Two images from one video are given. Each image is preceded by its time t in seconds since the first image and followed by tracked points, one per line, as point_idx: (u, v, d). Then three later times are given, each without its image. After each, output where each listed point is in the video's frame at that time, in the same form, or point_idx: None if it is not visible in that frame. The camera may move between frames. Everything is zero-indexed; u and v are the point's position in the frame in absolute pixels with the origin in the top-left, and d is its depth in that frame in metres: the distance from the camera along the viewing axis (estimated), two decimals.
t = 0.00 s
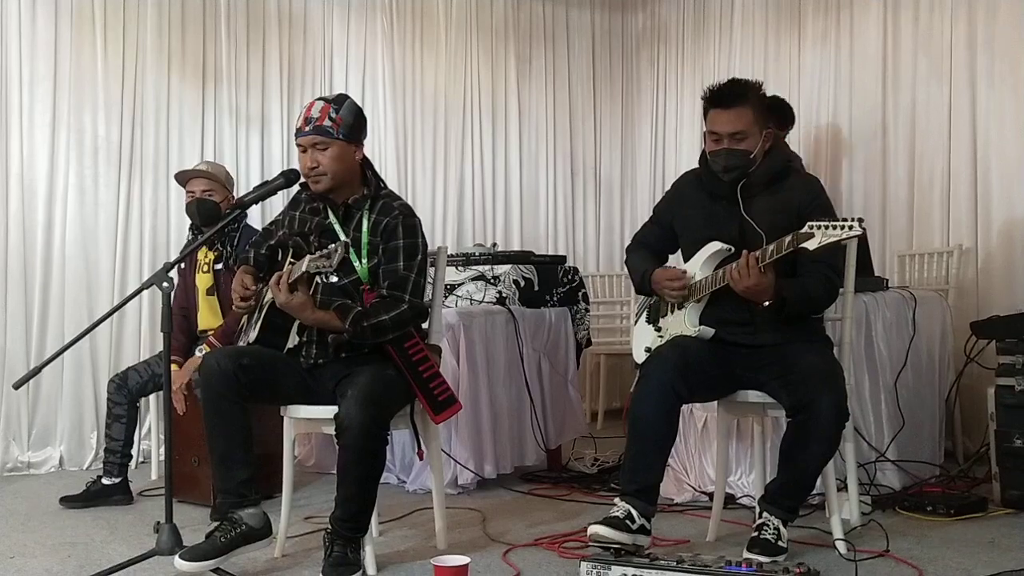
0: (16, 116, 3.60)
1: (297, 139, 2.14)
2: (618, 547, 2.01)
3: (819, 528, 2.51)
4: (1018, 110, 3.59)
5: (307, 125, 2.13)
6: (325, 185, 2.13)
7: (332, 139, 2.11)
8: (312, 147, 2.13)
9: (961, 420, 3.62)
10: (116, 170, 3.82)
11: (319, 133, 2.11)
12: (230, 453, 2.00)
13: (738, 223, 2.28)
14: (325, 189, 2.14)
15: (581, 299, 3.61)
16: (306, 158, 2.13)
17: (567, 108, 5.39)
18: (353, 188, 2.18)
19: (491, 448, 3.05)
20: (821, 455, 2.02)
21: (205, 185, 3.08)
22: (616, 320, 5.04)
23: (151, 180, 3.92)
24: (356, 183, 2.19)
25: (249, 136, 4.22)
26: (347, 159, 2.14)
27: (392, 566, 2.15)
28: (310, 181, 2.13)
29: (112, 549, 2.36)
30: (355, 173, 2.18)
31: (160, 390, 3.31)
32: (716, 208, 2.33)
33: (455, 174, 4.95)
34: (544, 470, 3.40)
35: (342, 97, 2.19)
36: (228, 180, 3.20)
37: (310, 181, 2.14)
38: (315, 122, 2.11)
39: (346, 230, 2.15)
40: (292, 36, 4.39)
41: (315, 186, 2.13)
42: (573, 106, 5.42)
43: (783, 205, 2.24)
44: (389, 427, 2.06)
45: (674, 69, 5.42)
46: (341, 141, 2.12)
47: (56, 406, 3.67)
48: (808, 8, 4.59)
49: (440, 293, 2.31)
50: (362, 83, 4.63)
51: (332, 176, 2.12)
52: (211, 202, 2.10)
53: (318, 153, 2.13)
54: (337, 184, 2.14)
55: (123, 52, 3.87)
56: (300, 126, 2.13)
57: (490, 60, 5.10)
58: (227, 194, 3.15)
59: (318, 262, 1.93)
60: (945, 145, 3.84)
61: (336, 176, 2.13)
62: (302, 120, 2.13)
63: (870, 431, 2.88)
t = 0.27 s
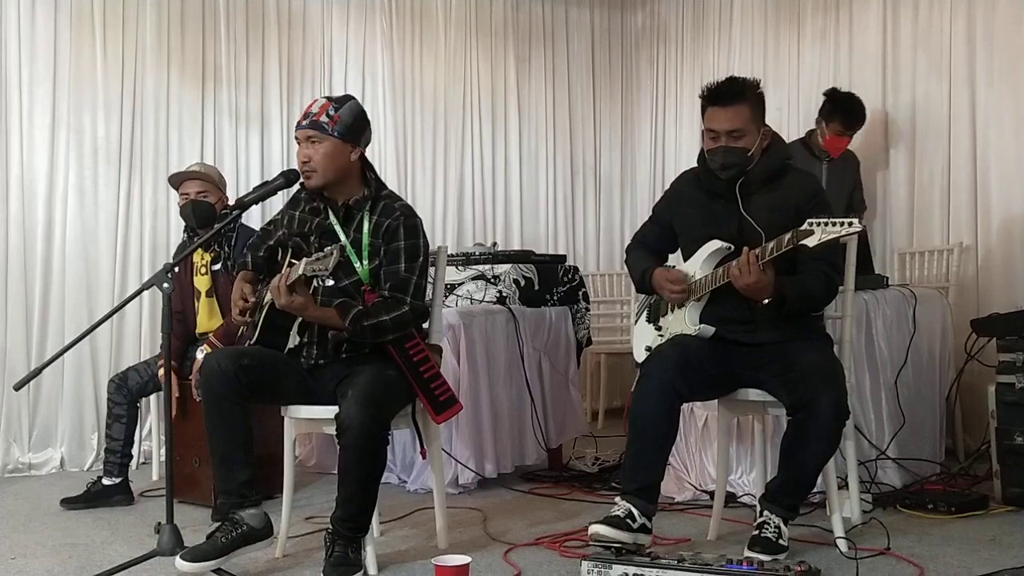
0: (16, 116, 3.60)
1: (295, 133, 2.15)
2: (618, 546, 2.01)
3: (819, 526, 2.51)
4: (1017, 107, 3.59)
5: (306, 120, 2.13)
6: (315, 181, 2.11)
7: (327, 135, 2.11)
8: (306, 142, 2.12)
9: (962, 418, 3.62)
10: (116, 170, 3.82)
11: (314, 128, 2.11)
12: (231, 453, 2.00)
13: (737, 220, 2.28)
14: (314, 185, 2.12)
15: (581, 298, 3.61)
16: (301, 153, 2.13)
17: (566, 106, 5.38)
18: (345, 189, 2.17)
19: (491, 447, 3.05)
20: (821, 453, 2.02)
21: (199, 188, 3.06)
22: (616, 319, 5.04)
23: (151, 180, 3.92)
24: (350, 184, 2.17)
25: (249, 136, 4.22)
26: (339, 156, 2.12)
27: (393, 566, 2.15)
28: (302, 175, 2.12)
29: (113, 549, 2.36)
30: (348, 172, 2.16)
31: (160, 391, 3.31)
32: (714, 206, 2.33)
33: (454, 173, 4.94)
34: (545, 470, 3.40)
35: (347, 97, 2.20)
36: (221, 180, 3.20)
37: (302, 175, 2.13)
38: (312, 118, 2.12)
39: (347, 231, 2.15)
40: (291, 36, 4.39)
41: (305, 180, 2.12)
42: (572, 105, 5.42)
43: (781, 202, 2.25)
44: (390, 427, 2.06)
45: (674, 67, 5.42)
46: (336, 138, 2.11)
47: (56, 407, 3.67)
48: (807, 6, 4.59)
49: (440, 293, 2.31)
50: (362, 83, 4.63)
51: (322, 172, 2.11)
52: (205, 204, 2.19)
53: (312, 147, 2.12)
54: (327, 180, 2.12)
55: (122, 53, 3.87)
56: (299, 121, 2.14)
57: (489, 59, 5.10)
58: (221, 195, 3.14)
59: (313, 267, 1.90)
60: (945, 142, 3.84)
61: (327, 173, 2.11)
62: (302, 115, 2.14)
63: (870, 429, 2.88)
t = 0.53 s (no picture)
0: (14, 116, 3.60)
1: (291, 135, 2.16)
2: (618, 546, 2.01)
3: (818, 525, 2.51)
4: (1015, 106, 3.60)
5: (301, 121, 2.14)
6: (310, 183, 2.11)
7: (321, 136, 2.10)
8: (301, 143, 2.12)
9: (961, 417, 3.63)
10: (114, 170, 3.82)
11: (309, 129, 2.11)
12: (230, 454, 2.00)
13: (736, 220, 2.28)
14: (311, 186, 2.12)
15: (579, 298, 3.61)
16: (296, 155, 2.14)
17: (565, 106, 5.38)
18: (341, 189, 2.16)
19: (491, 447, 3.05)
20: (820, 452, 2.02)
21: (193, 193, 3.07)
22: (615, 318, 5.05)
23: (149, 180, 3.92)
24: (346, 184, 2.17)
25: (247, 136, 4.22)
26: (334, 157, 2.12)
27: (392, 566, 2.15)
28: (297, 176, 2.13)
29: (113, 550, 2.36)
30: (344, 174, 2.15)
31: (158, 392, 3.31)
32: (712, 206, 2.33)
33: (453, 173, 4.94)
34: (544, 470, 3.40)
35: (343, 98, 2.20)
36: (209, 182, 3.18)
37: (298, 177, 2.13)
38: (307, 119, 2.12)
39: (344, 231, 2.14)
40: (289, 36, 4.38)
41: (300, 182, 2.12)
42: (570, 105, 5.42)
43: (779, 201, 2.25)
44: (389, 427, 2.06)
45: (672, 67, 5.42)
46: (330, 139, 2.11)
47: (55, 408, 3.67)
48: (805, 6, 4.59)
49: (439, 293, 2.32)
50: (360, 83, 4.63)
51: (317, 173, 2.11)
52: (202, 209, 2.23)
53: (307, 149, 2.12)
54: (323, 182, 2.12)
55: (120, 53, 3.86)
56: (295, 122, 2.15)
57: (487, 59, 5.10)
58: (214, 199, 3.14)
59: (311, 269, 1.89)
60: (943, 142, 3.84)
61: (322, 175, 2.11)
62: (297, 116, 2.15)
63: (869, 428, 2.89)
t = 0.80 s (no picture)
0: (14, 115, 3.60)
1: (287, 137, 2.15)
2: (617, 545, 2.01)
3: (818, 525, 2.51)
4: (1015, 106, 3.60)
5: (296, 123, 2.13)
6: (308, 186, 2.11)
7: (317, 139, 2.10)
8: (297, 146, 2.12)
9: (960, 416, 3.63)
10: (114, 170, 3.82)
11: (304, 132, 2.10)
12: (230, 453, 2.00)
13: (736, 220, 2.28)
14: (308, 189, 2.12)
15: (579, 297, 3.60)
16: (293, 158, 2.13)
17: (565, 105, 5.38)
18: (339, 190, 2.16)
19: (491, 447, 3.05)
20: (819, 452, 2.02)
21: (194, 194, 3.07)
22: (615, 318, 5.05)
23: (149, 180, 3.92)
24: (343, 185, 2.16)
25: (247, 135, 4.22)
26: (330, 159, 2.11)
27: (392, 566, 2.14)
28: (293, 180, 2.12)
29: (112, 550, 2.36)
30: (341, 175, 2.15)
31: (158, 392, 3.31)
32: (712, 206, 2.33)
33: (453, 172, 4.94)
34: (544, 469, 3.40)
35: (338, 98, 2.19)
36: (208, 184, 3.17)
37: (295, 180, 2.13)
38: (302, 121, 2.11)
39: (343, 229, 2.15)
40: (289, 36, 4.38)
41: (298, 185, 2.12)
42: (571, 104, 5.42)
43: (779, 201, 2.25)
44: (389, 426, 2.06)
45: (672, 66, 5.41)
46: (326, 141, 2.10)
47: (54, 407, 3.67)
48: (805, 5, 4.59)
49: (439, 292, 2.32)
50: (360, 82, 4.63)
51: (315, 175, 2.11)
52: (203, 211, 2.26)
53: (303, 151, 2.11)
54: (320, 184, 2.12)
55: (120, 52, 3.86)
56: (290, 125, 2.14)
57: (487, 58, 5.10)
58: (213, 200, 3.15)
59: (313, 269, 1.88)
60: (943, 141, 3.84)
61: (319, 178, 2.11)
62: (293, 118, 2.14)
63: (869, 428, 2.88)
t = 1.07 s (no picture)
0: (16, 115, 3.61)
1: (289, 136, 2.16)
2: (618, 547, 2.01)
3: (819, 527, 2.51)
4: (1017, 108, 3.60)
5: (299, 123, 2.14)
6: (309, 185, 2.11)
7: (319, 137, 2.10)
8: (300, 145, 2.12)
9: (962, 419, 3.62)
10: (116, 170, 3.82)
11: (307, 130, 2.11)
12: (231, 454, 2.00)
13: (737, 220, 2.28)
14: (310, 188, 2.12)
15: (580, 299, 3.61)
16: (295, 156, 2.14)
17: (567, 106, 5.38)
18: (341, 190, 2.16)
19: (492, 448, 3.05)
20: (821, 454, 2.02)
21: (196, 194, 3.07)
22: (616, 319, 5.05)
23: (151, 180, 3.92)
24: (345, 185, 2.17)
25: (249, 135, 4.22)
26: (333, 158, 2.12)
27: (392, 567, 2.15)
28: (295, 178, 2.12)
29: (114, 550, 2.36)
30: (342, 174, 2.15)
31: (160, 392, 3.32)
32: (714, 207, 2.33)
33: (455, 174, 4.94)
34: (545, 471, 3.40)
35: (340, 98, 2.20)
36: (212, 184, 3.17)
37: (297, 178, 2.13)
38: (304, 120, 2.12)
39: (345, 231, 2.15)
40: (291, 36, 4.38)
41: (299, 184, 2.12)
42: (572, 105, 5.42)
43: (781, 202, 2.25)
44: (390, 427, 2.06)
45: (674, 68, 5.41)
46: (328, 140, 2.11)
47: (56, 407, 3.67)
48: (808, 6, 4.58)
49: (440, 293, 2.32)
50: (362, 83, 4.63)
51: (317, 174, 2.11)
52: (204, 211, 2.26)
53: (306, 150, 2.12)
54: (322, 184, 2.12)
55: (122, 52, 3.87)
56: (292, 124, 2.15)
57: (489, 59, 5.10)
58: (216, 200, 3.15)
59: (315, 271, 1.88)
60: (945, 144, 3.84)
61: (321, 176, 2.11)
62: (295, 118, 2.15)
63: (870, 430, 2.88)
